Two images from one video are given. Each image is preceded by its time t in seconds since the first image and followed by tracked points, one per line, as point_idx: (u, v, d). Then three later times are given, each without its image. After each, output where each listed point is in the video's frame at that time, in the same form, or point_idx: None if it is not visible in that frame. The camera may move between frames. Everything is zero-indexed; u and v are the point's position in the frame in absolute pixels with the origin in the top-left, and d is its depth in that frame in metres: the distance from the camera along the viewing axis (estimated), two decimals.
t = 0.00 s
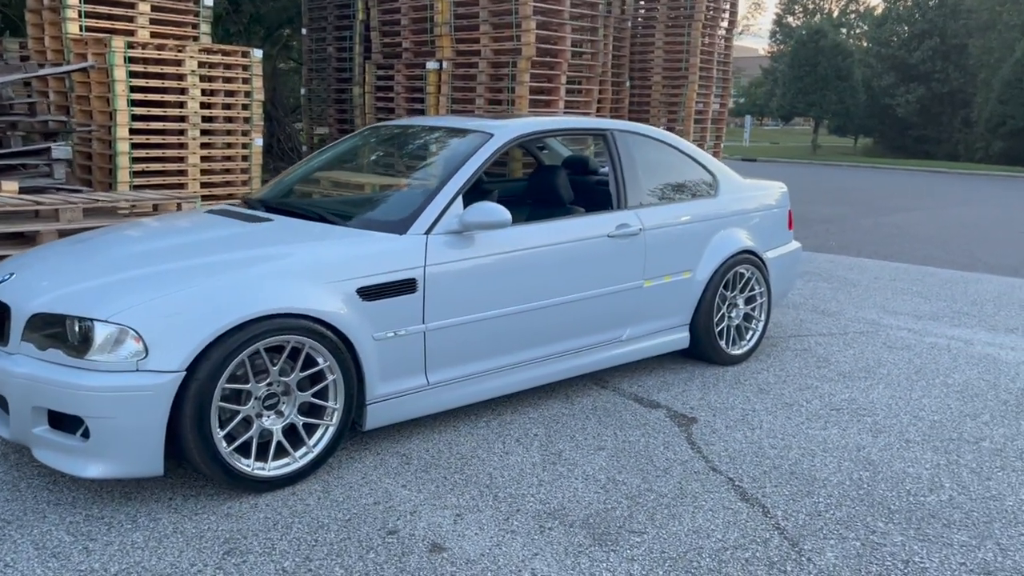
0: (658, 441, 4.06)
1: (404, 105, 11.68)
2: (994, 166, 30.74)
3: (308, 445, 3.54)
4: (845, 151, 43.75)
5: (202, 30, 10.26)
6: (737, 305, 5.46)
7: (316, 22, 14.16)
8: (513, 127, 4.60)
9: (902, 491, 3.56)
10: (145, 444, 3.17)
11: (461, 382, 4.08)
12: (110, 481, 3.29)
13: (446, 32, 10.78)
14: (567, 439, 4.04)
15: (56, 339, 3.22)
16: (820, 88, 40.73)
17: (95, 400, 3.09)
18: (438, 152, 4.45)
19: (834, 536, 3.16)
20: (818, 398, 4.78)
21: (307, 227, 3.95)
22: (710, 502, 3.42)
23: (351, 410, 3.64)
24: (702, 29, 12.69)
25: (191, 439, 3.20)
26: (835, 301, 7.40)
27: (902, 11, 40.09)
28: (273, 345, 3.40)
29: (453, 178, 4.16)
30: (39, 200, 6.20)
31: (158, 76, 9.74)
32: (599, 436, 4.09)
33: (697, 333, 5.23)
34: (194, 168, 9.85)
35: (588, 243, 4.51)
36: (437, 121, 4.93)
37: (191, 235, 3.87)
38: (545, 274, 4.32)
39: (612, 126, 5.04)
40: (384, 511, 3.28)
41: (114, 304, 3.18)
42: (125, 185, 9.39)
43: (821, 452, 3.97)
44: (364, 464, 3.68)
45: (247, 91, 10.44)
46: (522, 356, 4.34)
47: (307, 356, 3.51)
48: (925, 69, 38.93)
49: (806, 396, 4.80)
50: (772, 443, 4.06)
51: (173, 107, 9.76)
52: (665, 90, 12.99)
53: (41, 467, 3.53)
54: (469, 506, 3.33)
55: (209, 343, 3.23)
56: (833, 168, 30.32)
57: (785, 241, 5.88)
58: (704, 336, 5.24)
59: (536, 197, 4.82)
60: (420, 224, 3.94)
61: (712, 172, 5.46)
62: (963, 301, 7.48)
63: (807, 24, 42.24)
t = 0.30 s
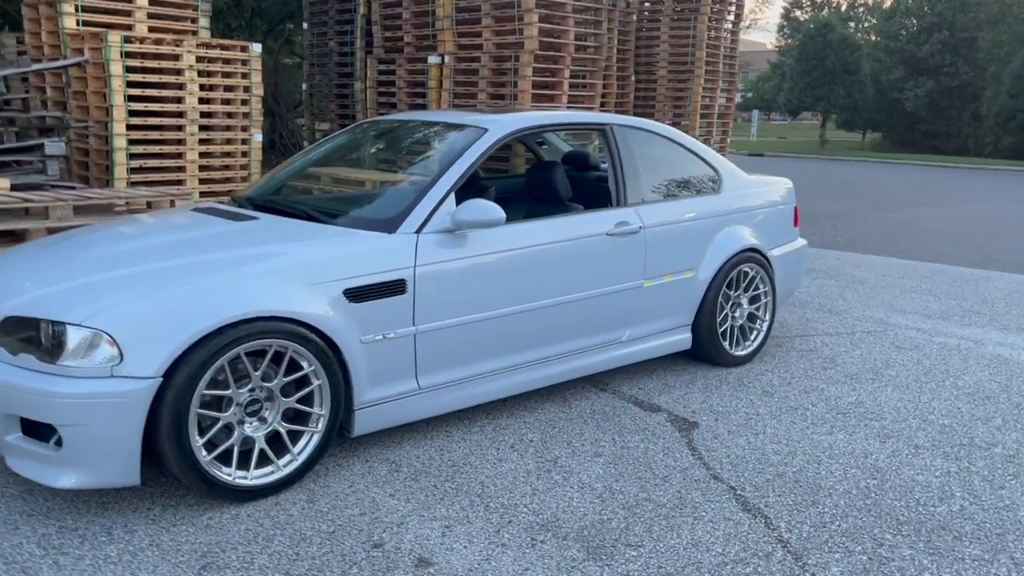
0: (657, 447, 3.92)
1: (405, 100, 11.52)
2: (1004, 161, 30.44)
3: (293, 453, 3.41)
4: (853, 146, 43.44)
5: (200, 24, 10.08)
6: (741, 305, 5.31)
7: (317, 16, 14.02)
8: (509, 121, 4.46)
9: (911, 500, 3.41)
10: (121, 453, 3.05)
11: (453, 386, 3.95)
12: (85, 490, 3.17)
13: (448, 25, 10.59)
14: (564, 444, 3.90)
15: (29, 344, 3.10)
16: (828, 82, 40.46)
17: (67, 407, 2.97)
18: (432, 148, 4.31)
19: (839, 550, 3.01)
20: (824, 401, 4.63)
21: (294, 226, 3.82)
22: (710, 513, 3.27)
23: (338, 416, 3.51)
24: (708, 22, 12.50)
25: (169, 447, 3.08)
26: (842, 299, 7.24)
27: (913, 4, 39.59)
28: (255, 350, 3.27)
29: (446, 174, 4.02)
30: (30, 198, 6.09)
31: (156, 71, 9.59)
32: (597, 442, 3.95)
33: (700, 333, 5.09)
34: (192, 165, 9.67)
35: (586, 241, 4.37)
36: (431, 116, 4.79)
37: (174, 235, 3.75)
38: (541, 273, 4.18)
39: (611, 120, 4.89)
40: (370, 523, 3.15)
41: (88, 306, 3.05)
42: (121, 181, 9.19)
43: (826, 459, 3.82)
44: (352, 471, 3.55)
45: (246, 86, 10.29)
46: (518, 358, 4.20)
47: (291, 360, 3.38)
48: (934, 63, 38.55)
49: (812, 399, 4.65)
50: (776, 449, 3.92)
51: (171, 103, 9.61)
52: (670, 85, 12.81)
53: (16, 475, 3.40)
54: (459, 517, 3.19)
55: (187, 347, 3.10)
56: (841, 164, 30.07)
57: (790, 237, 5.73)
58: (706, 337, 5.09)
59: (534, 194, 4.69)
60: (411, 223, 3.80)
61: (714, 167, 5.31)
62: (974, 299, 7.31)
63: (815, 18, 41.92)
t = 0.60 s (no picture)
0: (662, 457, 3.78)
1: (411, 96, 11.39)
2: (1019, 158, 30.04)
3: (282, 464, 3.29)
4: (865, 141, 43.02)
5: (204, 20, 9.94)
6: (749, 307, 5.16)
7: (323, 12, 13.90)
8: (510, 119, 4.32)
9: (925, 515, 3.27)
10: (102, 465, 2.94)
11: (451, 393, 3.83)
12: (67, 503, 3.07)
13: (454, 21, 10.43)
14: (565, 454, 3.77)
15: (8, 351, 2.99)
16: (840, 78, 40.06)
17: (45, 418, 2.85)
18: (430, 147, 4.18)
19: (851, 570, 2.87)
20: (835, 408, 4.48)
21: (286, 227, 3.70)
22: (715, 529, 3.14)
23: (329, 425, 3.39)
24: (718, 17, 12.30)
25: (151, 458, 2.96)
26: (854, 300, 7.08)
27: None
28: (242, 357, 3.16)
29: (443, 174, 3.89)
30: (26, 197, 5.98)
31: (159, 68, 9.45)
32: (599, 451, 3.82)
33: (707, 336, 4.95)
34: (196, 162, 9.55)
35: (589, 243, 4.24)
36: (430, 113, 4.66)
37: (162, 237, 3.63)
38: (542, 276, 4.05)
39: (616, 117, 4.75)
40: (361, 538, 3.03)
41: (67, 312, 2.94)
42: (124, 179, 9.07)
43: (837, 470, 3.68)
44: (344, 482, 3.44)
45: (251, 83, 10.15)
46: (517, 363, 4.07)
47: (280, 368, 3.26)
48: (947, 58, 37.35)
49: (822, 406, 4.51)
50: (785, 460, 3.77)
51: (174, 100, 9.46)
52: (680, 80, 12.64)
53: None
54: (454, 532, 3.07)
55: (171, 355, 2.98)
56: (852, 160, 29.76)
57: (801, 237, 5.58)
58: (713, 340, 4.96)
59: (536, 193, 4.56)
60: (406, 224, 3.67)
61: (723, 166, 5.16)
62: (989, 300, 7.13)
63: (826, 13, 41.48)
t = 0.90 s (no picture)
0: (675, 463, 3.70)
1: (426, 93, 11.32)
2: None
3: (286, 469, 3.24)
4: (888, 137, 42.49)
5: (221, 18, 9.89)
6: (766, 308, 5.06)
7: (339, 9, 13.86)
8: (521, 116, 4.24)
9: (947, 526, 3.17)
10: (102, 469, 2.89)
11: (460, 396, 3.76)
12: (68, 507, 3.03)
13: (470, 17, 10.33)
14: (576, 459, 3.69)
15: (8, 353, 2.95)
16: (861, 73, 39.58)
17: (44, 422, 2.81)
18: (440, 145, 4.10)
19: None
20: (854, 413, 4.37)
21: (293, 228, 3.64)
22: (729, 538, 3.05)
23: (334, 429, 3.33)
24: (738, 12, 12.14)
25: (152, 463, 2.92)
26: (874, 300, 6.94)
27: None
28: (245, 360, 3.10)
29: (452, 173, 3.81)
30: (38, 195, 5.96)
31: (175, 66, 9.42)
32: (610, 457, 3.73)
33: (722, 338, 4.86)
34: (212, 159, 9.51)
35: (601, 243, 4.15)
36: (441, 111, 4.59)
37: (168, 237, 3.59)
38: (553, 277, 3.97)
39: (630, 114, 4.66)
40: (364, 546, 2.97)
41: (66, 314, 2.89)
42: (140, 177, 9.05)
43: (855, 477, 3.58)
44: (350, 487, 3.38)
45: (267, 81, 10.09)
46: (527, 366, 4.00)
47: (284, 370, 3.21)
48: (971, 53, 36.71)
49: (841, 410, 4.40)
50: (801, 466, 3.68)
51: (190, 98, 9.42)
52: (699, 76, 12.50)
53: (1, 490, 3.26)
54: (460, 540, 3.00)
55: (173, 358, 2.93)
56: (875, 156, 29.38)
57: (820, 236, 5.46)
58: (729, 342, 4.86)
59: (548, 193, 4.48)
60: (414, 225, 3.60)
61: (740, 164, 5.06)
62: (1014, 301, 6.96)
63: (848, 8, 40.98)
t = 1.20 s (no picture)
0: (686, 468, 3.61)
1: (446, 92, 11.27)
2: None
3: (288, 472, 3.20)
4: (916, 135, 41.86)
5: (241, 18, 9.85)
6: (784, 310, 4.95)
7: (359, 8, 13.85)
8: (532, 114, 4.17)
9: (966, 537, 3.06)
10: (101, 472, 2.87)
11: (467, 398, 3.70)
12: (69, 510, 3.01)
13: (490, 15, 10.25)
14: (584, 464, 3.62)
15: (9, 354, 2.93)
16: (889, 70, 39.02)
17: (43, 423, 2.78)
18: (449, 145, 4.04)
19: None
20: (873, 417, 4.26)
21: (298, 228, 3.60)
22: (738, 548, 2.97)
23: (337, 432, 3.29)
24: (762, 9, 11.96)
25: (151, 466, 2.89)
26: (897, 301, 6.80)
27: None
28: (245, 362, 3.07)
29: (460, 171, 3.76)
30: (54, 195, 5.97)
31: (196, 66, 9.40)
32: (619, 462, 3.66)
33: (738, 341, 4.76)
34: (231, 160, 9.48)
35: (612, 243, 4.08)
36: (450, 110, 4.53)
37: (172, 237, 3.56)
38: (563, 278, 3.90)
39: (643, 112, 4.57)
40: (365, 551, 2.92)
41: (65, 315, 2.87)
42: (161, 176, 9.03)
43: (872, 484, 3.48)
44: (353, 491, 3.34)
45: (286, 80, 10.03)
46: (535, 369, 3.93)
47: (286, 373, 3.17)
48: (1004, 49, 36.25)
49: (859, 415, 4.29)
50: (816, 473, 3.58)
51: (210, 98, 9.40)
52: (722, 74, 12.35)
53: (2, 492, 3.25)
54: (462, 547, 2.95)
55: (172, 360, 2.90)
56: (903, 154, 28.94)
57: (840, 236, 5.33)
58: (745, 345, 4.76)
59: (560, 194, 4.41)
60: (420, 225, 3.55)
61: (757, 162, 4.95)
62: None
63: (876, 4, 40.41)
